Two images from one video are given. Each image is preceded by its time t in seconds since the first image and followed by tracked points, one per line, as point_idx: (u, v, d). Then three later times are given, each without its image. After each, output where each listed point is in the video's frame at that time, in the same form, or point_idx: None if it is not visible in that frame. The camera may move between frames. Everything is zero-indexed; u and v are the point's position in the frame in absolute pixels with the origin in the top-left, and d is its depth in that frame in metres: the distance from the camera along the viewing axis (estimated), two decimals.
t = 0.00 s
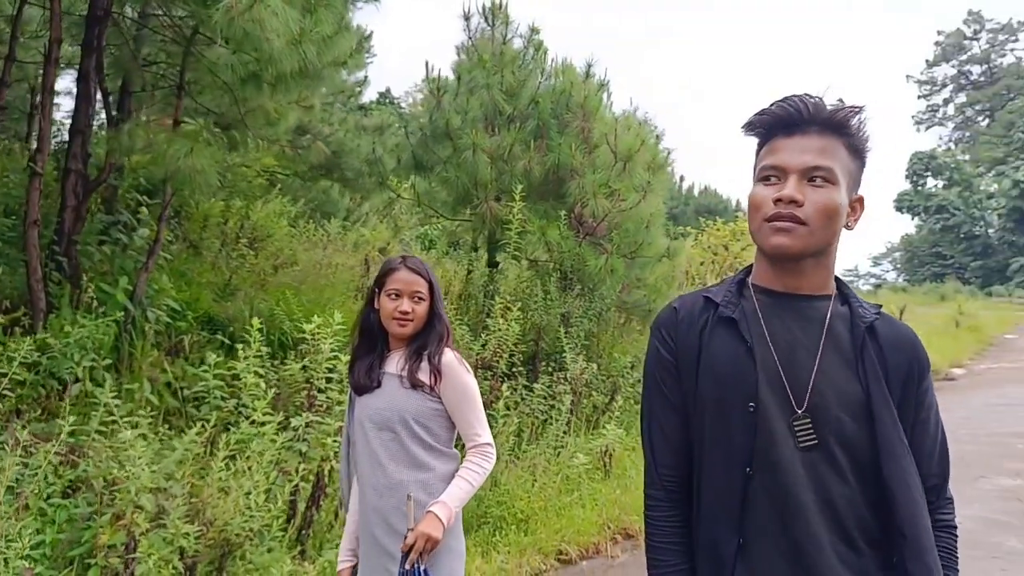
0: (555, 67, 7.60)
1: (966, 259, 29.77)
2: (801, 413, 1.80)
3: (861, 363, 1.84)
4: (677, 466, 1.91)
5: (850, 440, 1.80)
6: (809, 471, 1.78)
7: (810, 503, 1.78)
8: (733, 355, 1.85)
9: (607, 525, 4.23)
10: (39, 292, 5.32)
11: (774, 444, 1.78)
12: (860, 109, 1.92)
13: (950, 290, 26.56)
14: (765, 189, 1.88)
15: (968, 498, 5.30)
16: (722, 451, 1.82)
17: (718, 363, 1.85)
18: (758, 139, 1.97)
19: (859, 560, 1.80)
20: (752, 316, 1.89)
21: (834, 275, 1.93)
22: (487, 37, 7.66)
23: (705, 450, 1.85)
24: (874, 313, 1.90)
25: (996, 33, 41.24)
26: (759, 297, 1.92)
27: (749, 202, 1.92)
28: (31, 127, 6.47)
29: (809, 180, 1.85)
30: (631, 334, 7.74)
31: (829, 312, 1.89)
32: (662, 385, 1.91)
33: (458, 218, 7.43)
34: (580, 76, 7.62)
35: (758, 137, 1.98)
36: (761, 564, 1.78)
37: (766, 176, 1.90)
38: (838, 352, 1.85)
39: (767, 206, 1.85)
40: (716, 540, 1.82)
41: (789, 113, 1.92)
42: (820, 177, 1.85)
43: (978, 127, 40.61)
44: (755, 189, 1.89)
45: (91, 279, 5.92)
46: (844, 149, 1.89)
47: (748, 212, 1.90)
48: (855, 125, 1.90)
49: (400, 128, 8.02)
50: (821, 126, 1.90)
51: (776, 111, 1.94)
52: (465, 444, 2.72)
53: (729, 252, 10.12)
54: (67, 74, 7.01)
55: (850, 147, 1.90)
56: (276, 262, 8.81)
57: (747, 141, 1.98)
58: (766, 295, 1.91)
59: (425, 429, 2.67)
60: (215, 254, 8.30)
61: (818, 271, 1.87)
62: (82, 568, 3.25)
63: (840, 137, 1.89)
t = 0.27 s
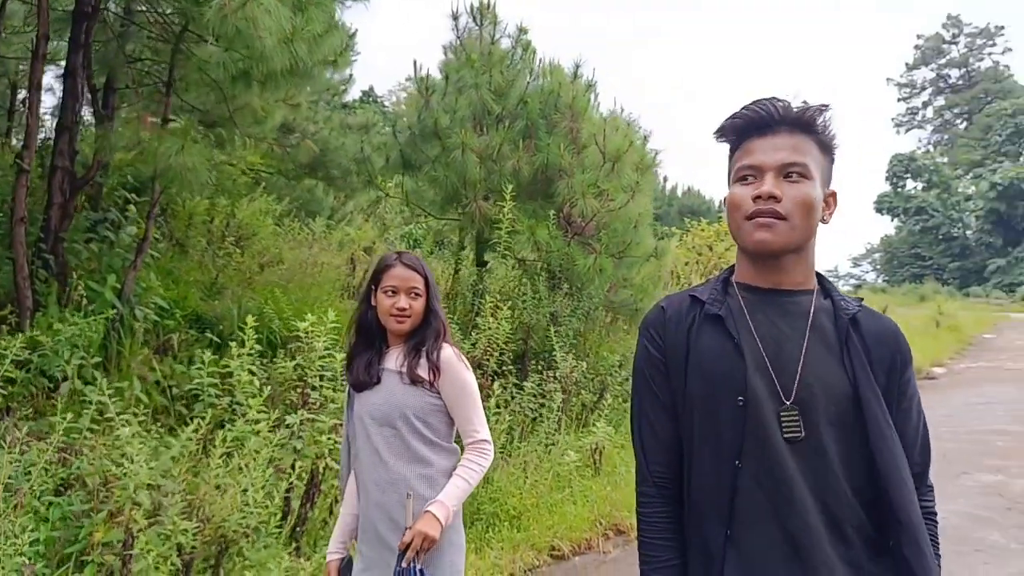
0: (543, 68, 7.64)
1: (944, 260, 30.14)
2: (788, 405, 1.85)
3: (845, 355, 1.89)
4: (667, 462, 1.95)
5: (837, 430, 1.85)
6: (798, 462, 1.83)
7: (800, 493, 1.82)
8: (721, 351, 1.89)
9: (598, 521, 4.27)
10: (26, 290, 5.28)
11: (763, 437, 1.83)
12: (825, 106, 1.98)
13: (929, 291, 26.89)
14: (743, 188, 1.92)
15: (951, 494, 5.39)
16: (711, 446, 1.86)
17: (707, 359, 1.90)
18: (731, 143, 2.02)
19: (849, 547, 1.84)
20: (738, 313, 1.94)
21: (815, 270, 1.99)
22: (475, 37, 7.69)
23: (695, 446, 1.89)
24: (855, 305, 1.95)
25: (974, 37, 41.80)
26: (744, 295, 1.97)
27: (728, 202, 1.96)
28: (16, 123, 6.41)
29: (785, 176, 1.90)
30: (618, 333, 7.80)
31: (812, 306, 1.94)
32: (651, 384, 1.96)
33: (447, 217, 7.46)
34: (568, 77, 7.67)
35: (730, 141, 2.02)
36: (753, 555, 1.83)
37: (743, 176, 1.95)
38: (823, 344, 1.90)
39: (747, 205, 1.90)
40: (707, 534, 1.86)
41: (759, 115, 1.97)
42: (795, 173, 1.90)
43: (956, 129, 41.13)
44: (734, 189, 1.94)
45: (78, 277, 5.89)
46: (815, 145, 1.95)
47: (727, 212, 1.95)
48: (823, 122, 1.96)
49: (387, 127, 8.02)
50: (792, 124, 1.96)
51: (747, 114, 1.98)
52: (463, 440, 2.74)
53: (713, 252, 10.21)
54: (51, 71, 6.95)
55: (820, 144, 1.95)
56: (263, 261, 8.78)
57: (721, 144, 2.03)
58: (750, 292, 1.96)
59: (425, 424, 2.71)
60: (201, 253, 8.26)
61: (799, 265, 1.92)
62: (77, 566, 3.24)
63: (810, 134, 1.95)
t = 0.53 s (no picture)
0: (530, 68, 7.68)
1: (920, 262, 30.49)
2: (773, 403, 1.86)
3: (829, 352, 1.90)
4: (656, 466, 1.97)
5: (823, 427, 1.85)
6: (784, 460, 1.84)
7: (787, 492, 1.82)
8: (707, 353, 1.91)
9: (587, 517, 4.32)
10: (9, 286, 5.22)
11: (748, 437, 1.84)
12: (786, 106, 2.04)
13: (906, 292, 27.24)
14: (716, 191, 1.97)
15: (932, 490, 5.50)
16: (698, 448, 1.88)
17: (693, 362, 1.91)
18: (701, 151, 2.08)
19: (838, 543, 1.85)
20: (723, 316, 1.96)
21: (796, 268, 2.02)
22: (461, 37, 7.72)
23: (682, 448, 1.91)
24: (837, 300, 1.98)
25: (949, 43, 42.44)
26: (728, 298, 1.99)
27: (704, 206, 2.01)
28: None
29: (756, 175, 1.95)
30: (603, 332, 7.86)
31: (795, 304, 1.97)
32: (638, 389, 1.98)
33: (433, 215, 7.48)
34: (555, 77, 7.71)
35: (701, 150, 2.08)
36: (741, 555, 1.84)
37: (715, 180, 1.99)
38: (807, 341, 1.92)
39: (721, 206, 1.94)
40: (696, 535, 1.88)
41: (725, 121, 2.03)
42: (765, 171, 1.95)
43: (932, 133, 41.73)
44: (708, 193, 1.99)
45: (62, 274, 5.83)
46: (781, 144, 2.00)
47: (703, 215, 1.99)
48: (786, 121, 2.01)
49: (373, 125, 8.01)
50: (757, 126, 2.02)
51: (714, 121, 2.04)
52: (460, 436, 2.76)
53: (695, 253, 10.29)
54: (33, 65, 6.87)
55: (786, 142, 2.01)
56: (247, 258, 8.74)
57: (692, 154, 2.09)
58: (733, 293, 1.99)
59: (424, 419, 2.74)
60: (184, 250, 8.21)
61: (777, 261, 1.96)
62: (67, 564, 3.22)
63: (775, 133, 2.01)
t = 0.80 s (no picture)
0: (513, 66, 7.71)
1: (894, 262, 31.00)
2: (756, 390, 1.87)
3: (813, 337, 1.90)
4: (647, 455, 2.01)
5: (806, 412, 1.86)
6: (767, 446, 1.85)
7: (769, 478, 1.84)
8: (691, 344, 1.94)
9: (574, 511, 4.36)
10: None
11: (732, 424, 1.86)
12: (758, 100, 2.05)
13: (880, 292, 27.63)
14: (694, 188, 1.98)
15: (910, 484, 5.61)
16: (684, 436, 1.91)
17: (678, 353, 1.94)
18: (678, 151, 2.09)
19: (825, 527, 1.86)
20: (707, 309, 1.97)
21: (778, 257, 2.02)
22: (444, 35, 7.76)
23: (669, 438, 1.94)
24: (821, 285, 1.97)
25: (922, 47, 43.12)
26: (713, 291, 2.00)
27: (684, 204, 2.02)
28: None
29: (731, 169, 1.96)
30: (585, 330, 7.91)
31: (777, 291, 1.96)
32: (627, 381, 2.02)
33: (417, 213, 7.50)
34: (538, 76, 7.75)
35: (678, 150, 2.10)
36: (727, 540, 1.86)
37: (692, 176, 2.01)
38: (791, 328, 1.92)
39: (698, 201, 1.96)
40: (684, 521, 1.92)
41: (699, 120, 2.05)
42: (740, 164, 1.96)
43: (905, 136, 42.37)
44: (685, 190, 2.00)
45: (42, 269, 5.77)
46: (754, 137, 2.01)
47: (683, 213, 2.00)
48: (758, 114, 2.03)
49: (356, 122, 8.00)
50: (729, 122, 2.03)
51: (689, 120, 2.07)
52: (455, 431, 2.84)
53: (675, 252, 10.35)
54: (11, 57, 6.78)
55: (760, 134, 2.02)
56: (228, 255, 8.69)
57: (670, 154, 2.11)
58: (716, 286, 2.00)
59: (421, 413, 2.82)
60: (164, 247, 8.13)
61: (757, 251, 1.96)
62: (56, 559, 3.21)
63: (748, 127, 2.02)
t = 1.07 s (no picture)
0: (499, 66, 7.75)
1: (870, 263, 31.38)
2: (739, 382, 1.86)
3: (795, 329, 1.87)
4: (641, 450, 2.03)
5: (787, 404, 1.83)
6: (748, 439, 1.84)
7: (751, 470, 1.83)
8: (677, 339, 1.95)
9: (562, 507, 4.41)
10: None
11: (714, 417, 1.87)
12: (745, 98, 2.02)
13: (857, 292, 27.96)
14: (679, 186, 1.97)
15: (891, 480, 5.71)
16: (671, 430, 1.93)
17: (665, 349, 1.96)
18: (665, 150, 2.08)
19: (811, 519, 1.82)
20: (694, 305, 1.97)
21: (765, 252, 1.99)
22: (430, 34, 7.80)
23: (657, 432, 1.96)
24: (805, 276, 1.94)
25: (898, 50, 43.70)
26: (700, 287, 2.00)
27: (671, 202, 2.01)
28: None
29: (716, 167, 1.94)
30: (569, 328, 7.96)
31: (761, 286, 1.94)
32: (620, 378, 2.06)
33: (403, 212, 7.51)
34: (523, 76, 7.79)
35: (665, 149, 2.08)
36: (714, 531, 1.86)
37: (677, 176, 1.99)
38: (773, 319, 1.90)
39: (682, 201, 1.94)
40: (672, 514, 1.93)
41: (686, 117, 2.03)
42: (724, 163, 1.93)
43: (881, 138, 42.91)
44: (671, 189, 1.99)
45: (26, 267, 5.73)
46: (740, 135, 1.98)
47: (669, 212, 1.99)
48: (745, 111, 1.99)
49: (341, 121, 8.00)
50: (715, 120, 2.00)
51: (676, 118, 2.05)
52: (450, 427, 2.88)
53: (657, 252, 10.41)
54: None
55: (747, 131, 1.99)
56: (211, 253, 8.65)
57: (658, 150, 2.08)
58: (703, 282, 2.00)
59: (419, 408, 2.85)
60: (148, 245, 8.09)
61: (742, 249, 1.94)
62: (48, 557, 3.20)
63: (733, 126, 1.99)
